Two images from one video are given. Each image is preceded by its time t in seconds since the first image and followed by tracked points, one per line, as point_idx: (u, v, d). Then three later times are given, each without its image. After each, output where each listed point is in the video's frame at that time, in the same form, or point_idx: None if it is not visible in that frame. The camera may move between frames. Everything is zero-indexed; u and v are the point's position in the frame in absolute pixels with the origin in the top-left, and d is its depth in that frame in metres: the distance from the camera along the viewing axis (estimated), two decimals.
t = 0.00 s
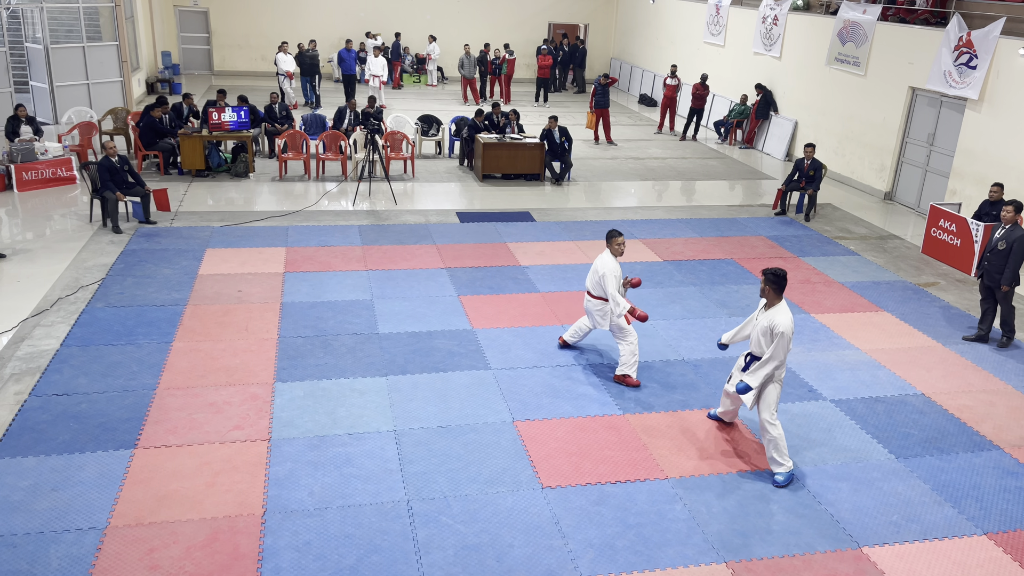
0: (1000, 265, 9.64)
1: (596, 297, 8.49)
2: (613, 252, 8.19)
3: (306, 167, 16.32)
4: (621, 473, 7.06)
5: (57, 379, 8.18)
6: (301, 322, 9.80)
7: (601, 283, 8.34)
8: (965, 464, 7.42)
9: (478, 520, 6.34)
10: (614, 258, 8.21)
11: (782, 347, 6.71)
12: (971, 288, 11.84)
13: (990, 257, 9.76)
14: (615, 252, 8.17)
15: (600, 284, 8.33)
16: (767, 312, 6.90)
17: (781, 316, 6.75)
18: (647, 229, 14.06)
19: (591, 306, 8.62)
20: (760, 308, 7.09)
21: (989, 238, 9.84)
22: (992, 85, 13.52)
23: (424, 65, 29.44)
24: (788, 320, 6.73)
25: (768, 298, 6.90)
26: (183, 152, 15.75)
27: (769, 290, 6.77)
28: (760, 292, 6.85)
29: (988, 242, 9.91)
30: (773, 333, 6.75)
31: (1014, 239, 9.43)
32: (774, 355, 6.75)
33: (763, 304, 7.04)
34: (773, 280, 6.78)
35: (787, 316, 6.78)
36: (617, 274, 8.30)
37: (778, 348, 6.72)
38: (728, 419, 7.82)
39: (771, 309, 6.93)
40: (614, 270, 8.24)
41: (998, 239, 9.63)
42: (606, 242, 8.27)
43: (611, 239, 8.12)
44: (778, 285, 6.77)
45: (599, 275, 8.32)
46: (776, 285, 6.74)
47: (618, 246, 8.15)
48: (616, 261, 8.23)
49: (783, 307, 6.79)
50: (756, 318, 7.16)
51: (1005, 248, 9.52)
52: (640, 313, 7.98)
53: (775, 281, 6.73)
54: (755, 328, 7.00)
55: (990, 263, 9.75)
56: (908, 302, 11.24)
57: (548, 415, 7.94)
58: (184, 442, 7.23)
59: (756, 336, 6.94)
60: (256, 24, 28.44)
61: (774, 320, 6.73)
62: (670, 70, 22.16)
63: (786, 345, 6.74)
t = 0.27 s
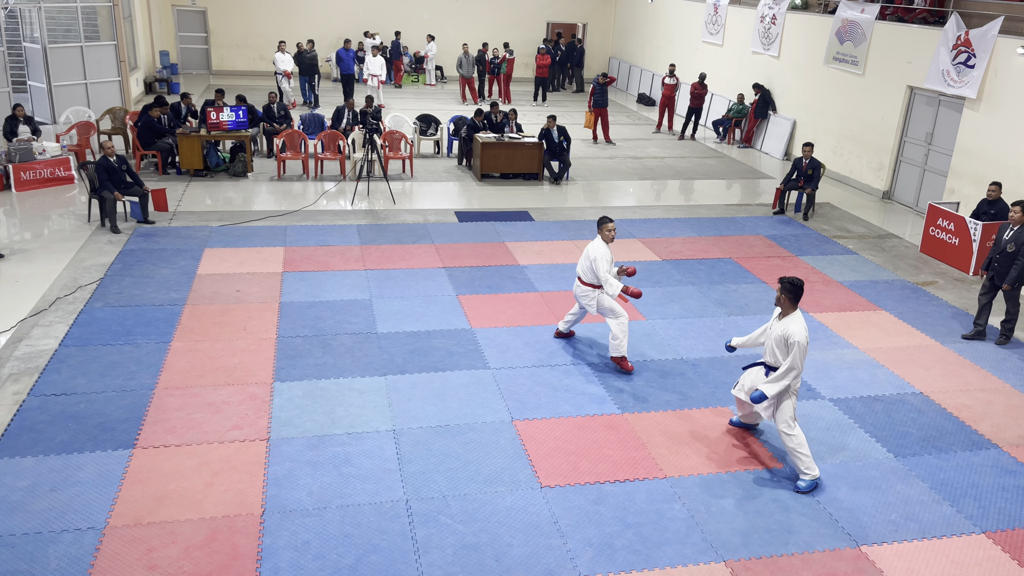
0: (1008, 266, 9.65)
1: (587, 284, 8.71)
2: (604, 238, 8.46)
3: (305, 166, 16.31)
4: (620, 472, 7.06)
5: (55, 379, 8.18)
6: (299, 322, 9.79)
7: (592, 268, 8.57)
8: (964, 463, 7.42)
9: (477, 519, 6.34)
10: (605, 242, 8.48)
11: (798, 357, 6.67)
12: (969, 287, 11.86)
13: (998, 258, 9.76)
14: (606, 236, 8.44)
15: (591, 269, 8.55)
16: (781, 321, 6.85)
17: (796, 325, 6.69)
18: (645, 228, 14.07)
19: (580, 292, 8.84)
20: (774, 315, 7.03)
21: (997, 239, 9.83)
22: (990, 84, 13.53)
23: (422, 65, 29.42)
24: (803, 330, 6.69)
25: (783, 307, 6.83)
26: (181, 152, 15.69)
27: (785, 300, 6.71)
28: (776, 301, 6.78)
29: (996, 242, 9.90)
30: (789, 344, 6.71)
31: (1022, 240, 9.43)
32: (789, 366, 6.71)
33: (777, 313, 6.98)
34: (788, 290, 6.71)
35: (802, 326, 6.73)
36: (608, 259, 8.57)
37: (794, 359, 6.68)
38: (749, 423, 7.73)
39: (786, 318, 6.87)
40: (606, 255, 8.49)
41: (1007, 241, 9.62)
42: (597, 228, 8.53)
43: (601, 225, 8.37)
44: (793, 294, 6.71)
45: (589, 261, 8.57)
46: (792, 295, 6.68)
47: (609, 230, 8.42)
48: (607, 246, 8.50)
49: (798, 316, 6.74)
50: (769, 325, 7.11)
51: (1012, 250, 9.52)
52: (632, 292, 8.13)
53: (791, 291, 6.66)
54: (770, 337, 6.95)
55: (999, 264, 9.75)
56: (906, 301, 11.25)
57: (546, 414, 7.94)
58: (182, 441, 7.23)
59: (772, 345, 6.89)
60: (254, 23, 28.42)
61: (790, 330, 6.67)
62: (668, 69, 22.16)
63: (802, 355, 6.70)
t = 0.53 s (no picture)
0: (1009, 262, 9.69)
1: (594, 270, 8.63)
2: (607, 224, 8.49)
3: (302, 165, 16.29)
4: (618, 471, 7.06)
5: (52, 378, 8.16)
6: (297, 321, 9.79)
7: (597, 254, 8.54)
8: (961, 460, 7.44)
9: (475, 518, 6.34)
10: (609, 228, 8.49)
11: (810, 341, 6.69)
12: (966, 285, 11.88)
13: (998, 253, 9.77)
14: (610, 222, 8.47)
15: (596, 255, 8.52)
16: (792, 306, 6.88)
17: (807, 310, 6.72)
18: (643, 227, 14.07)
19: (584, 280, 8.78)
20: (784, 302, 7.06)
21: (995, 235, 9.85)
22: (988, 82, 13.54)
23: (420, 63, 29.39)
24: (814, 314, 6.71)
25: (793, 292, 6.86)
26: (178, 151, 15.67)
27: (795, 285, 6.74)
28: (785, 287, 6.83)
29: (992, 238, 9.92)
30: (800, 328, 6.73)
31: None
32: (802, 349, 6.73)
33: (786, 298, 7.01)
34: (798, 274, 6.75)
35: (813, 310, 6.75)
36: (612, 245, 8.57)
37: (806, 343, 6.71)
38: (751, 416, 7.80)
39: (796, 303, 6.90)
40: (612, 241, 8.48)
41: (1008, 237, 9.65)
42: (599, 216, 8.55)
43: (607, 211, 8.43)
44: (802, 278, 6.74)
45: (593, 247, 8.56)
46: (802, 279, 6.71)
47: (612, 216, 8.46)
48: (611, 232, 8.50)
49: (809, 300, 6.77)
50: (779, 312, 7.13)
51: (1016, 247, 9.56)
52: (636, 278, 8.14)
53: (801, 275, 6.69)
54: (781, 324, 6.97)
55: (999, 260, 9.77)
56: (903, 299, 11.26)
57: (544, 413, 7.94)
58: (180, 441, 7.22)
59: (783, 332, 6.92)
60: (251, 22, 28.37)
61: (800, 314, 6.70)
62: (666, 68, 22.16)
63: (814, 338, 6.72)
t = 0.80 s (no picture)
0: (994, 255, 9.86)
1: (602, 286, 8.34)
2: (616, 238, 8.19)
3: (297, 163, 16.27)
4: (614, 468, 7.07)
5: (46, 378, 8.13)
6: (293, 319, 9.77)
7: (605, 269, 8.25)
8: (955, 457, 7.47)
9: (471, 516, 6.34)
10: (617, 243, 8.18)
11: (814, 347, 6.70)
12: (960, 282, 11.93)
13: (982, 247, 9.94)
14: (618, 237, 8.17)
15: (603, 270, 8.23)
16: (797, 311, 6.87)
17: (812, 316, 6.72)
18: (638, 225, 14.09)
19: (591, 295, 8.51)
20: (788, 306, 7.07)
21: (979, 229, 10.01)
22: (982, 80, 13.58)
23: (415, 61, 29.36)
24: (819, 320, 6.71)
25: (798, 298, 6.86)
26: (173, 149, 15.67)
27: (800, 291, 6.74)
28: (791, 293, 6.83)
29: (976, 232, 10.08)
30: (804, 334, 6.74)
31: (1010, 230, 9.64)
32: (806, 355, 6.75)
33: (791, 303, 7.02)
34: (803, 280, 6.75)
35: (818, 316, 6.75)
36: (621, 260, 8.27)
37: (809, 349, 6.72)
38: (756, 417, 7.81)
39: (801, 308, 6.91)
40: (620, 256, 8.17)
41: (993, 231, 9.80)
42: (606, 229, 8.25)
43: (614, 226, 8.14)
44: (807, 285, 6.75)
45: (601, 262, 8.26)
46: (807, 286, 6.71)
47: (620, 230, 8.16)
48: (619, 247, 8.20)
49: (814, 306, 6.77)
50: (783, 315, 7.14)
51: (1001, 240, 9.71)
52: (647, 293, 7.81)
53: (807, 282, 6.69)
54: (785, 328, 6.98)
55: (984, 253, 9.93)
56: (898, 297, 11.29)
57: (540, 411, 7.95)
58: (175, 440, 7.21)
59: (787, 336, 6.93)
60: (246, 20, 28.30)
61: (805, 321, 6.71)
62: (661, 66, 22.17)
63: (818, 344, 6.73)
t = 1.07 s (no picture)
0: (980, 248, 9.98)
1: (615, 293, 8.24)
2: (632, 245, 8.12)
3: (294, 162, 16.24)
4: (612, 466, 7.07)
5: (43, 377, 8.12)
6: (290, 318, 9.76)
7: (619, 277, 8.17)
8: (952, 454, 7.48)
9: (468, 515, 6.34)
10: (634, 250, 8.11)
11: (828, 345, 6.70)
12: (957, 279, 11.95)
13: (970, 240, 10.09)
14: (635, 243, 8.09)
15: (615, 277, 8.16)
16: (808, 311, 6.86)
17: (825, 314, 6.72)
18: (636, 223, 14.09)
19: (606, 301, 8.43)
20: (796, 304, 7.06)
21: (967, 223, 10.19)
22: (978, 78, 13.59)
23: (412, 60, 29.32)
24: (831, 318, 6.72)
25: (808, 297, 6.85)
26: (169, 148, 15.59)
27: (811, 290, 6.72)
28: (801, 293, 6.80)
29: (965, 227, 10.26)
30: (816, 334, 6.73)
31: (995, 223, 9.78)
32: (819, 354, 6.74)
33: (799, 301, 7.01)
34: (814, 279, 6.74)
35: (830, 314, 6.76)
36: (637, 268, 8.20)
37: (823, 348, 6.71)
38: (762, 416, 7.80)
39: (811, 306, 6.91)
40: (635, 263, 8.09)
41: (980, 224, 9.96)
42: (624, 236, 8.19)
43: (631, 232, 8.04)
44: (817, 283, 6.74)
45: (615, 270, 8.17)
46: (819, 285, 6.70)
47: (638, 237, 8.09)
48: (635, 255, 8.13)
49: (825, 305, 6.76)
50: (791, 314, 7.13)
51: (987, 233, 9.85)
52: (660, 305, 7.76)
53: (818, 281, 6.67)
54: (795, 327, 6.96)
55: (971, 246, 10.08)
56: (895, 294, 11.30)
57: (538, 410, 7.94)
58: (172, 439, 7.20)
59: (797, 336, 6.91)
60: (242, 19, 28.25)
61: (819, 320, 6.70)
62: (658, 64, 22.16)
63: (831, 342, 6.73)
